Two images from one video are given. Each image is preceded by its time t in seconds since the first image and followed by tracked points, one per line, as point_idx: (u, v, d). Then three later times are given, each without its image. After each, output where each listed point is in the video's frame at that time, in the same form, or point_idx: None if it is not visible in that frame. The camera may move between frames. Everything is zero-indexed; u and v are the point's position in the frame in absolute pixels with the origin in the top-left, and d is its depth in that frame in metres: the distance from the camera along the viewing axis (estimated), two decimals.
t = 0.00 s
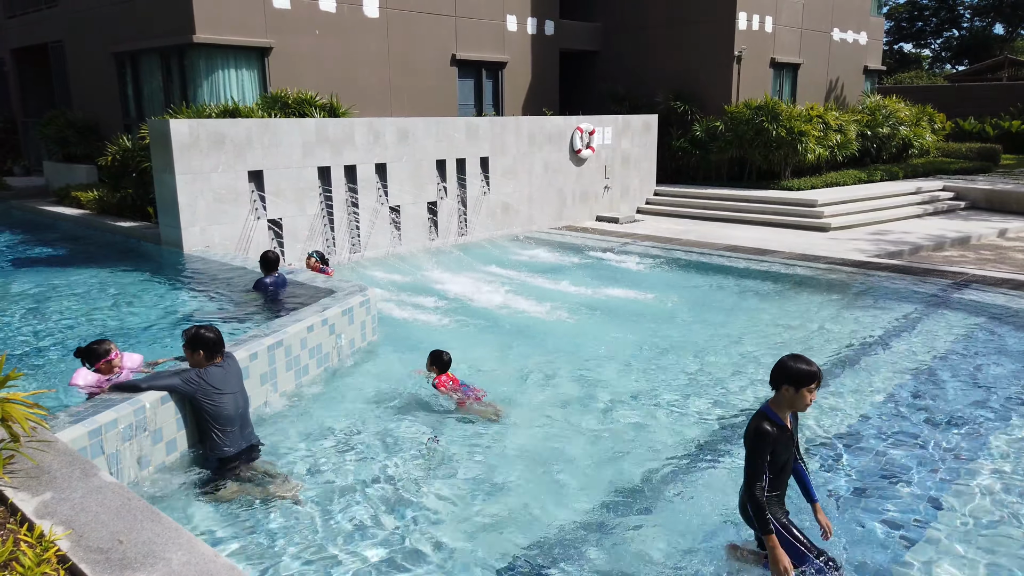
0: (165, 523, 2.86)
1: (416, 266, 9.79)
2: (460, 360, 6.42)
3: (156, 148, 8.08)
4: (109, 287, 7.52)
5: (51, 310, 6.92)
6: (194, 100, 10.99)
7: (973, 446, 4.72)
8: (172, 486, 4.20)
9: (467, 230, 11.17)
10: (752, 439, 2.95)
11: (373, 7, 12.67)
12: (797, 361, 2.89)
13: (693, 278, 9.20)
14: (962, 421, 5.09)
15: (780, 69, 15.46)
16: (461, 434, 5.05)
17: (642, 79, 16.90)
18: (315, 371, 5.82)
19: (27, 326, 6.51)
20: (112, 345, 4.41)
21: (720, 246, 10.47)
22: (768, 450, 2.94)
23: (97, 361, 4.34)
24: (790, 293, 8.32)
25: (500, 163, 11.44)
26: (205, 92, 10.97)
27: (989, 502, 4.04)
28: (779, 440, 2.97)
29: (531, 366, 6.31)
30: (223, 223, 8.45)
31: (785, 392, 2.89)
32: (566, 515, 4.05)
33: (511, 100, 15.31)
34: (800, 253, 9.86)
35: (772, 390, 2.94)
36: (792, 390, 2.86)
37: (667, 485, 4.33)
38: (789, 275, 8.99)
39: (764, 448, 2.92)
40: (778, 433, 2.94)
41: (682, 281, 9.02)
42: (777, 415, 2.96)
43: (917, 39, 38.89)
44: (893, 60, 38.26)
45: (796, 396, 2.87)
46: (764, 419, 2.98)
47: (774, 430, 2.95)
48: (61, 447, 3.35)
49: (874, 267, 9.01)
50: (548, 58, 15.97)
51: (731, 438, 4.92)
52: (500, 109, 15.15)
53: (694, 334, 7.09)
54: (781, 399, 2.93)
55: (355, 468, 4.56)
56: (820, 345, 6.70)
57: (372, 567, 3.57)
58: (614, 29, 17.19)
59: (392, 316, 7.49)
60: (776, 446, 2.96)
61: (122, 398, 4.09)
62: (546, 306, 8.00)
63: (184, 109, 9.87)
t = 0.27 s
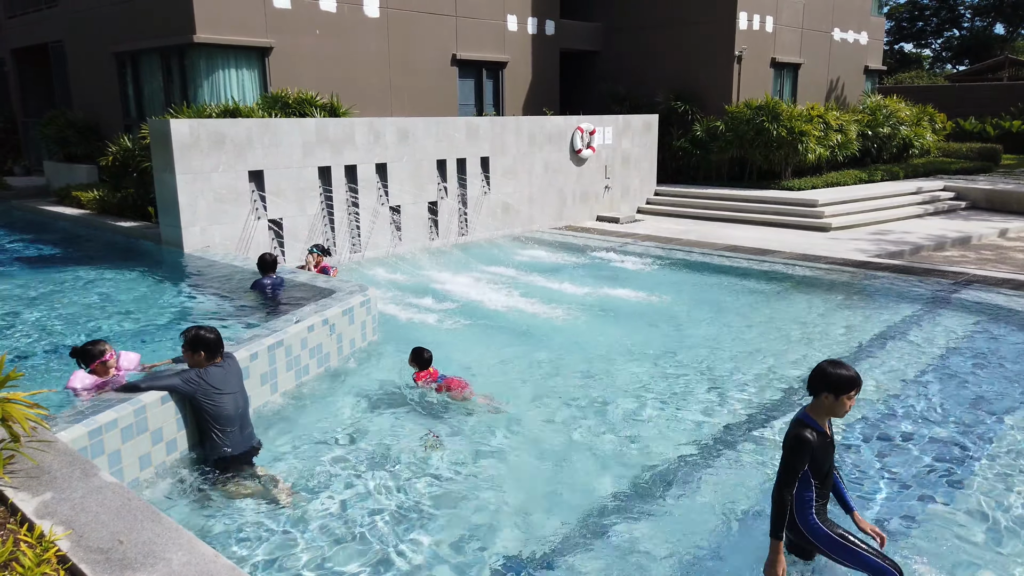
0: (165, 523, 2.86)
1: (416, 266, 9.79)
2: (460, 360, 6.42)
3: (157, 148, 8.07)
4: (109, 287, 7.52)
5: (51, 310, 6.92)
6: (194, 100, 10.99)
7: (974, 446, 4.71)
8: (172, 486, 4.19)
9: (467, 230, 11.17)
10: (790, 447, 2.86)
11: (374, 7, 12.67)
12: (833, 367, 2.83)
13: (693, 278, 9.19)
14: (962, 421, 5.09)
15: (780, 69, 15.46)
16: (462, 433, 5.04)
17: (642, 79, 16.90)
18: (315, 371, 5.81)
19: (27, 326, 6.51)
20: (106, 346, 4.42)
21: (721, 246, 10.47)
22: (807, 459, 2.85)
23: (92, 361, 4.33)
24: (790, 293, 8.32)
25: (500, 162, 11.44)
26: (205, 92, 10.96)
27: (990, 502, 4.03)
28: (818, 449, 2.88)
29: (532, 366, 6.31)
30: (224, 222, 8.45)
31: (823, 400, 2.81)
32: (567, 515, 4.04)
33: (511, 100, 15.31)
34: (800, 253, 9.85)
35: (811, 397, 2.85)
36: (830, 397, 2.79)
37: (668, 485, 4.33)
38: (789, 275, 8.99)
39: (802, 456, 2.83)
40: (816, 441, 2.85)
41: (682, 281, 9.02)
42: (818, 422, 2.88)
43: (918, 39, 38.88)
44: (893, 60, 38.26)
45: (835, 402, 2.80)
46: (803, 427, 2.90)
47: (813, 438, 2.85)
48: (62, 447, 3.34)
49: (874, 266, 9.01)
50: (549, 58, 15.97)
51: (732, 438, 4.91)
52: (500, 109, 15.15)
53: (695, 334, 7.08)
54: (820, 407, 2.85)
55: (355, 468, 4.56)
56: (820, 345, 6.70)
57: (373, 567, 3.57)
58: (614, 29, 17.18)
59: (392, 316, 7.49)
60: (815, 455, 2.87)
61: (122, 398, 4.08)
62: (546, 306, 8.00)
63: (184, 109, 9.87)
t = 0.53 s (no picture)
0: (165, 523, 2.86)
1: (417, 266, 9.78)
2: (461, 360, 6.41)
3: (157, 148, 8.08)
4: (110, 287, 7.52)
5: (52, 310, 6.92)
6: (194, 100, 10.99)
7: (974, 446, 4.71)
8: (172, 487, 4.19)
9: (468, 230, 11.17)
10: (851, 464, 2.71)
11: (374, 7, 12.67)
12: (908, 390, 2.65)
13: (693, 278, 9.19)
14: (963, 421, 5.09)
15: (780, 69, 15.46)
16: (462, 433, 5.04)
17: (643, 79, 16.89)
18: (315, 372, 5.81)
19: (27, 326, 6.51)
20: (106, 347, 4.37)
21: (721, 246, 10.46)
22: (867, 480, 2.68)
23: (92, 361, 4.26)
24: (791, 294, 8.31)
25: (501, 162, 11.44)
26: (205, 92, 10.96)
27: (991, 502, 4.03)
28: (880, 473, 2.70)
29: (532, 367, 6.31)
30: (224, 223, 8.45)
31: (892, 420, 2.65)
32: (567, 515, 4.04)
33: (511, 100, 15.31)
34: (801, 253, 9.85)
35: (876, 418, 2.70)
36: (898, 418, 2.63)
37: (668, 485, 4.33)
38: (790, 275, 8.98)
39: (859, 475, 2.68)
40: (878, 463, 2.68)
41: (683, 282, 9.01)
42: (884, 444, 2.71)
43: (919, 39, 38.86)
44: (894, 60, 38.25)
45: (904, 424, 2.63)
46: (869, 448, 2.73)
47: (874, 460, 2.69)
48: (62, 448, 3.34)
49: (875, 267, 9.00)
50: (549, 58, 15.97)
51: (732, 438, 4.92)
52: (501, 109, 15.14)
53: (695, 334, 7.08)
54: (889, 428, 2.68)
55: (355, 468, 4.56)
56: (821, 345, 6.69)
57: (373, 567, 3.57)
58: (615, 29, 17.18)
59: (392, 316, 7.48)
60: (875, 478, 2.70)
61: (122, 399, 4.08)
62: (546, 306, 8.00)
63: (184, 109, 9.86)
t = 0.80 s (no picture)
0: (162, 524, 2.85)
1: (414, 267, 9.79)
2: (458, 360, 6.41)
3: (154, 148, 8.07)
4: (106, 287, 7.51)
5: (48, 310, 6.91)
6: (191, 100, 10.98)
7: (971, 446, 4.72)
8: (169, 488, 4.18)
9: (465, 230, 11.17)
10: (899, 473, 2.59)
11: (372, 7, 12.66)
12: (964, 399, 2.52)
13: (691, 278, 9.20)
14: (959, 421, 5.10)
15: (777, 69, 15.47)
16: (459, 434, 5.04)
17: (640, 79, 16.90)
18: (312, 372, 5.80)
19: (24, 326, 6.50)
20: (103, 346, 4.54)
21: (718, 246, 10.47)
22: (916, 491, 2.56)
23: (88, 357, 4.42)
24: (788, 293, 8.32)
25: (498, 162, 11.43)
26: (202, 92, 10.95)
27: (988, 502, 4.03)
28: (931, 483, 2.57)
29: (529, 367, 6.30)
30: (221, 223, 8.45)
31: (946, 428, 2.52)
32: (565, 514, 4.05)
33: (509, 100, 15.31)
34: (798, 253, 9.85)
35: (930, 425, 2.57)
36: (954, 426, 2.49)
37: (665, 486, 4.33)
38: (787, 275, 8.99)
39: (908, 486, 2.56)
40: (928, 474, 2.56)
41: (680, 282, 9.02)
42: (935, 454, 2.58)
43: (915, 40, 38.90)
44: (891, 60, 38.30)
45: (960, 433, 2.50)
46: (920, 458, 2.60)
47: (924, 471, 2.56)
48: (58, 449, 3.33)
49: (872, 266, 9.01)
50: (547, 58, 15.98)
51: (728, 438, 4.92)
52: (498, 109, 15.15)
53: (692, 334, 7.08)
54: (942, 437, 2.55)
55: (352, 469, 4.55)
56: (817, 345, 6.70)
57: (372, 567, 3.57)
58: (612, 29, 17.19)
59: (390, 317, 7.48)
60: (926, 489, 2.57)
61: (118, 400, 4.07)
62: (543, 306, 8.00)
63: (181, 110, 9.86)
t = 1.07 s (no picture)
0: (158, 525, 2.85)
1: (410, 267, 9.79)
2: (454, 360, 6.41)
3: (149, 148, 8.05)
4: (102, 288, 7.50)
5: (44, 310, 6.90)
6: (187, 101, 10.97)
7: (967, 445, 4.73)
8: (166, 488, 4.19)
9: (462, 230, 11.17)
10: (937, 476, 2.57)
11: (368, 7, 12.65)
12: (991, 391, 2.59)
13: (687, 278, 9.21)
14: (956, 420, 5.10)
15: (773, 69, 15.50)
16: (456, 433, 5.05)
17: (637, 80, 16.91)
18: (309, 373, 5.79)
19: (18, 327, 6.49)
20: (90, 348, 4.63)
21: (714, 246, 10.48)
22: (956, 490, 2.56)
23: (75, 360, 4.53)
24: (785, 293, 8.33)
25: (494, 162, 11.43)
26: (197, 91, 10.92)
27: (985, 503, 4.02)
28: (968, 480, 2.58)
29: (523, 367, 6.31)
30: (217, 223, 8.44)
31: (976, 421, 2.57)
32: (561, 514, 4.05)
33: (505, 100, 15.31)
34: (794, 253, 9.86)
35: (960, 419, 2.62)
36: (986, 418, 2.54)
37: (660, 485, 4.34)
38: (783, 275, 9.01)
39: (952, 486, 2.55)
40: (966, 471, 2.57)
41: (676, 281, 9.03)
42: (966, 448, 2.60)
43: (911, 40, 38.97)
44: (887, 60, 38.36)
45: (992, 425, 2.55)
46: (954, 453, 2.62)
47: (963, 466, 2.57)
48: (53, 450, 3.33)
49: (868, 266, 9.03)
50: (543, 58, 15.98)
51: (724, 438, 4.92)
52: (495, 109, 15.15)
53: (688, 334, 7.09)
54: (971, 430, 2.60)
55: (350, 470, 4.55)
56: (812, 344, 6.72)
57: (368, 567, 3.57)
58: (609, 29, 17.19)
59: (386, 317, 7.47)
60: (965, 488, 2.58)
61: (114, 400, 4.06)
62: (539, 306, 8.02)
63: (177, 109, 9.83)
